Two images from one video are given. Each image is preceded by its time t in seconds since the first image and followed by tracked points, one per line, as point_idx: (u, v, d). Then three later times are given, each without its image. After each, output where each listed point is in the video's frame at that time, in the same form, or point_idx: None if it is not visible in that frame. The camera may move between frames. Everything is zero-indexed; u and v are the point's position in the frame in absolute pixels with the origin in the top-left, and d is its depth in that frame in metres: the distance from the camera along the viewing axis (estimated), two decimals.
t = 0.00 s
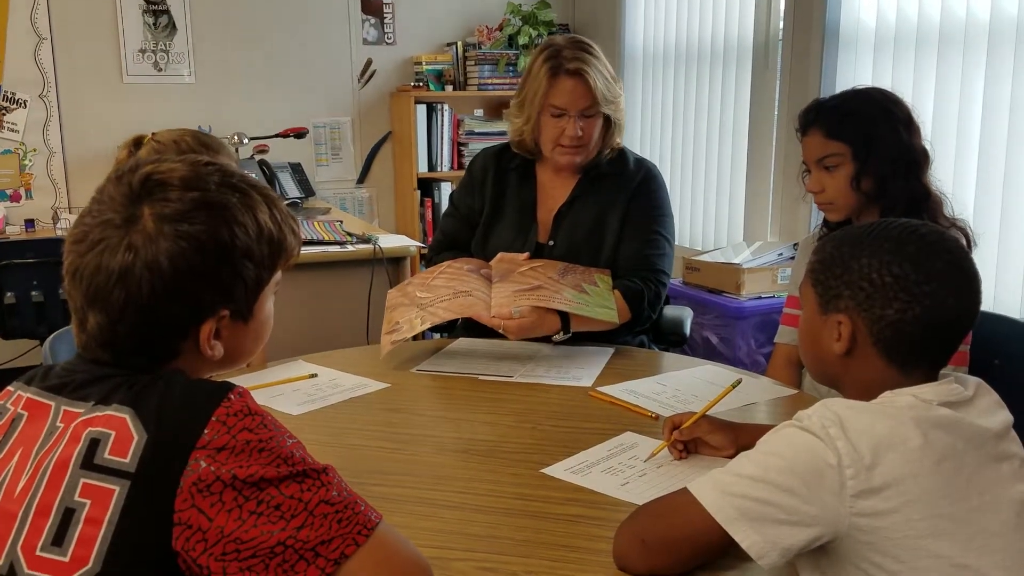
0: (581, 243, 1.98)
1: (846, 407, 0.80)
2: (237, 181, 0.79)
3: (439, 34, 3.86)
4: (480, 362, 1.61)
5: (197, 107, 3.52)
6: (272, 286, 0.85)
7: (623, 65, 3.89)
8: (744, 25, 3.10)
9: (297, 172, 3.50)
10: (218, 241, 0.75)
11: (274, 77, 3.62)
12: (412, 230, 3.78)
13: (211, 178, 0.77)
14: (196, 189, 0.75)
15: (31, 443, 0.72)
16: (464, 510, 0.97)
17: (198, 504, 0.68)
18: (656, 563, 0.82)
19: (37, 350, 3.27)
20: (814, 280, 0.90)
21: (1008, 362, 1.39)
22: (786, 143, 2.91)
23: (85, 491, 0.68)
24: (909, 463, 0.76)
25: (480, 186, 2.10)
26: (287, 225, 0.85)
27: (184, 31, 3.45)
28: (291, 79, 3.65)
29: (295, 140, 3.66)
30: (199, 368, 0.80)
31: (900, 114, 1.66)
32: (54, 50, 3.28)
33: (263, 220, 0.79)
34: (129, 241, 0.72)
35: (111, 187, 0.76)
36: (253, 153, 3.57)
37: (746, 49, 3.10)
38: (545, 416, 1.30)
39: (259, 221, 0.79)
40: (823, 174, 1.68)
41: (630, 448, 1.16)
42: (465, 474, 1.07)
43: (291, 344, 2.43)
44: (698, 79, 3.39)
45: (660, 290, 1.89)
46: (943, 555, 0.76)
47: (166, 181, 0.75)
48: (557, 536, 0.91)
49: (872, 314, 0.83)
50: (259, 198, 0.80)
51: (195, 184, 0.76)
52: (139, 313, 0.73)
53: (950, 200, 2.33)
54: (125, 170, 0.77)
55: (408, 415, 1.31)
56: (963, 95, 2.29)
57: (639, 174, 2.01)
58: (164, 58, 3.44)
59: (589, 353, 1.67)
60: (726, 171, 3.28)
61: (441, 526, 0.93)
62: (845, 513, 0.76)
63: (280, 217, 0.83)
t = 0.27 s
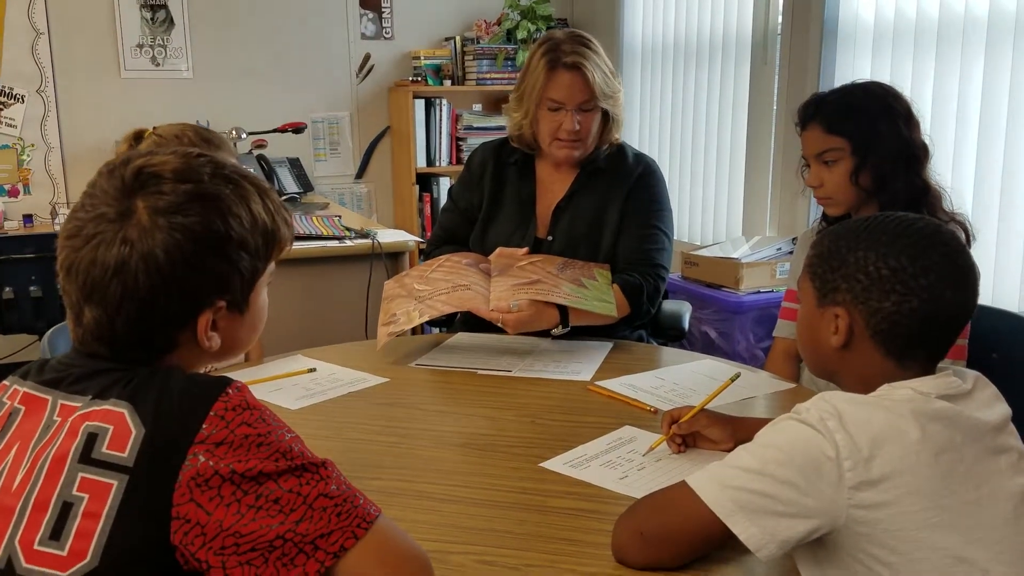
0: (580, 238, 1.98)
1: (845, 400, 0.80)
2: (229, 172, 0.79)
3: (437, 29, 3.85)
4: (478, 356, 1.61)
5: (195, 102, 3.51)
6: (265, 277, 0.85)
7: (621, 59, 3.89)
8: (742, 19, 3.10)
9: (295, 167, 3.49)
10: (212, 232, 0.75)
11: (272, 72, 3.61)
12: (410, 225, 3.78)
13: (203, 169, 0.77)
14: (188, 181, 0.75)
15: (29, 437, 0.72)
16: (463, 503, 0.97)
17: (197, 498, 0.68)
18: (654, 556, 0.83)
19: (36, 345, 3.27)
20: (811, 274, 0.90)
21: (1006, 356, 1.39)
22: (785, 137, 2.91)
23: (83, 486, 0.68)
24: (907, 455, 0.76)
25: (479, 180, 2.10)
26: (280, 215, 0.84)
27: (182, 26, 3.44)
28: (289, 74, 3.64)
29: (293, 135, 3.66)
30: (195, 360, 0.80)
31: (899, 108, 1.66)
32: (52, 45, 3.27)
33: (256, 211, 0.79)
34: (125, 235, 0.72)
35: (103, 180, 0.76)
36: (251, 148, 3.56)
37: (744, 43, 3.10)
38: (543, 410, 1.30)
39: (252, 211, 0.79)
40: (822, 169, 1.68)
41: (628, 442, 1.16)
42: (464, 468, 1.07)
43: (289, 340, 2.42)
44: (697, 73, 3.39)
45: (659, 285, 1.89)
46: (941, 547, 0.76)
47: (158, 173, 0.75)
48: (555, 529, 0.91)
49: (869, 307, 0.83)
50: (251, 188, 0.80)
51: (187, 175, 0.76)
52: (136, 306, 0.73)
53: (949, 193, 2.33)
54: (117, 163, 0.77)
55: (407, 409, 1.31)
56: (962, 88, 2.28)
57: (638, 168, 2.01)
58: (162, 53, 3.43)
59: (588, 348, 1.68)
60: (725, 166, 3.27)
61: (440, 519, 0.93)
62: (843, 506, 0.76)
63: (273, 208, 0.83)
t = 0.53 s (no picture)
0: (579, 233, 1.98)
1: (843, 393, 0.80)
2: (214, 156, 0.79)
3: (435, 22, 3.84)
4: (476, 351, 1.61)
5: (192, 95, 3.50)
6: (255, 263, 0.84)
7: (620, 53, 3.88)
8: (741, 13, 3.09)
9: (293, 160, 3.48)
10: (201, 214, 0.74)
11: (269, 65, 3.60)
12: (408, 219, 3.78)
13: (187, 153, 0.77)
14: (175, 166, 0.75)
15: (24, 431, 0.72)
16: (460, 498, 0.97)
17: (193, 491, 0.67)
18: (651, 550, 0.83)
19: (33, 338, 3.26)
20: (809, 267, 0.90)
21: (1003, 351, 1.40)
22: (783, 132, 2.90)
23: (79, 479, 0.67)
24: (905, 450, 0.76)
25: (477, 175, 2.09)
26: (267, 199, 0.84)
27: (179, 19, 3.43)
28: (286, 67, 3.63)
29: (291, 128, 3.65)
30: (189, 347, 0.79)
31: (898, 102, 1.66)
32: (48, 37, 3.26)
33: (244, 194, 0.79)
34: (115, 222, 0.72)
35: (88, 170, 0.75)
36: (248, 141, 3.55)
37: (743, 37, 3.09)
38: (542, 404, 1.30)
39: (240, 193, 0.79)
40: (820, 163, 1.68)
41: (626, 436, 1.16)
42: (462, 462, 1.07)
43: (287, 333, 2.42)
44: (696, 67, 3.38)
45: (657, 280, 1.89)
46: (938, 542, 0.76)
47: (144, 160, 0.74)
48: (553, 523, 0.91)
49: (866, 300, 0.83)
50: (236, 172, 0.80)
51: (174, 160, 0.75)
52: (130, 294, 0.73)
53: (947, 188, 2.33)
54: (100, 153, 0.76)
55: (405, 403, 1.31)
56: (961, 83, 2.28)
57: (636, 162, 2.01)
58: (159, 46, 3.41)
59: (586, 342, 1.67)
60: (723, 160, 3.27)
61: (437, 513, 0.93)
62: (841, 500, 0.76)
63: (259, 190, 0.83)
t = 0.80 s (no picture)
0: (576, 231, 1.97)
1: (839, 391, 0.80)
2: (205, 151, 0.79)
3: (433, 20, 3.84)
4: (474, 349, 1.61)
5: (190, 92, 3.50)
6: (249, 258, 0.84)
7: (618, 51, 3.87)
8: (740, 11, 3.09)
9: (291, 158, 3.48)
10: (195, 208, 0.74)
11: (267, 63, 3.59)
12: (407, 217, 3.77)
13: (179, 148, 0.77)
14: (167, 161, 0.75)
15: (20, 429, 0.72)
16: (457, 495, 0.97)
17: (190, 489, 0.67)
18: (647, 547, 0.83)
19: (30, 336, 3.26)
20: (804, 266, 0.90)
21: (1000, 349, 1.40)
22: (782, 129, 2.90)
23: (75, 477, 0.67)
24: (901, 448, 0.76)
25: (474, 173, 2.09)
26: (260, 194, 0.84)
27: (177, 16, 3.42)
28: (285, 65, 3.62)
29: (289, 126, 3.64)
30: (186, 344, 0.79)
31: (895, 101, 1.66)
32: (46, 35, 3.25)
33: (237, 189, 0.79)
34: (110, 218, 0.72)
35: (81, 168, 0.75)
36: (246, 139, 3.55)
37: (741, 35, 3.09)
38: (539, 402, 1.30)
39: (233, 187, 0.79)
40: (818, 162, 1.68)
41: (623, 434, 1.16)
42: (459, 460, 1.07)
43: (285, 331, 2.42)
44: (694, 65, 3.38)
45: (654, 279, 1.89)
46: (935, 539, 0.76)
47: (137, 155, 0.74)
48: (550, 520, 0.91)
49: (862, 298, 0.83)
50: (229, 166, 0.80)
51: (166, 155, 0.75)
52: (126, 290, 0.73)
53: (945, 186, 2.33)
54: (93, 150, 0.76)
55: (402, 401, 1.31)
56: (959, 81, 2.28)
57: (633, 161, 2.00)
58: (157, 43, 3.41)
59: (583, 340, 1.68)
60: (721, 157, 3.27)
61: (435, 511, 0.93)
62: (837, 497, 0.76)
63: (253, 185, 0.83)
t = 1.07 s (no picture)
0: (576, 231, 1.97)
1: (842, 390, 0.80)
2: (202, 149, 0.80)
3: (434, 20, 3.84)
4: (476, 349, 1.61)
5: (192, 93, 3.50)
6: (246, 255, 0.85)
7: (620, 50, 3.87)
8: (741, 10, 3.09)
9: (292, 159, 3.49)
10: (201, 205, 0.75)
11: (269, 63, 3.60)
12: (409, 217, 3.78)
13: (179, 147, 0.78)
14: (170, 159, 0.76)
15: (24, 430, 0.72)
16: (459, 495, 0.97)
17: (199, 485, 0.67)
18: (650, 547, 0.83)
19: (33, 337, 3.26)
20: (806, 266, 0.90)
21: (1003, 349, 1.40)
22: (783, 129, 2.90)
23: (83, 477, 0.67)
24: (904, 447, 0.76)
25: (474, 173, 2.09)
26: (254, 191, 0.86)
27: (179, 16, 3.43)
28: (286, 65, 3.63)
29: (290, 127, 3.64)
30: (190, 342, 0.80)
31: (896, 100, 1.66)
32: (48, 35, 3.26)
33: (235, 185, 0.81)
34: (118, 217, 0.72)
35: (81, 169, 0.75)
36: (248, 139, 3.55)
37: (743, 35, 3.09)
38: (541, 402, 1.30)
39: (232, 184, 0.80)
40: (818, 162, 1.68)
41: (625, 434, 1.16)
42: (461, 460, 1.07)
43: (287, 331, 2.42)
44: (695, 65, 3.38)
45: (655, 278, 1.89)
46: (938, 539, 0.76)
47: (139, 154, 0.75)
48: (552, 520, 0.91)
49: (864, 297, 0.83)
50: (225, 164, 0.81)
51: (167, 154, 0.76)
52: (136, 288, 0.73)
53: (947, 185, 2.32)
54: (92, 151, 0.76)
55: (404, 401, 1.31)
56: (961, 80, 2.28)
57: (633, 160, 2.00)
58: (159, 44, 3.41)
59: (584, 341, 1.68)
60: (723, 158, 3.27)
61: (437, 511, 0.93)
62: (840, 497, 0.76)
63: (247, 182, 0.84)
